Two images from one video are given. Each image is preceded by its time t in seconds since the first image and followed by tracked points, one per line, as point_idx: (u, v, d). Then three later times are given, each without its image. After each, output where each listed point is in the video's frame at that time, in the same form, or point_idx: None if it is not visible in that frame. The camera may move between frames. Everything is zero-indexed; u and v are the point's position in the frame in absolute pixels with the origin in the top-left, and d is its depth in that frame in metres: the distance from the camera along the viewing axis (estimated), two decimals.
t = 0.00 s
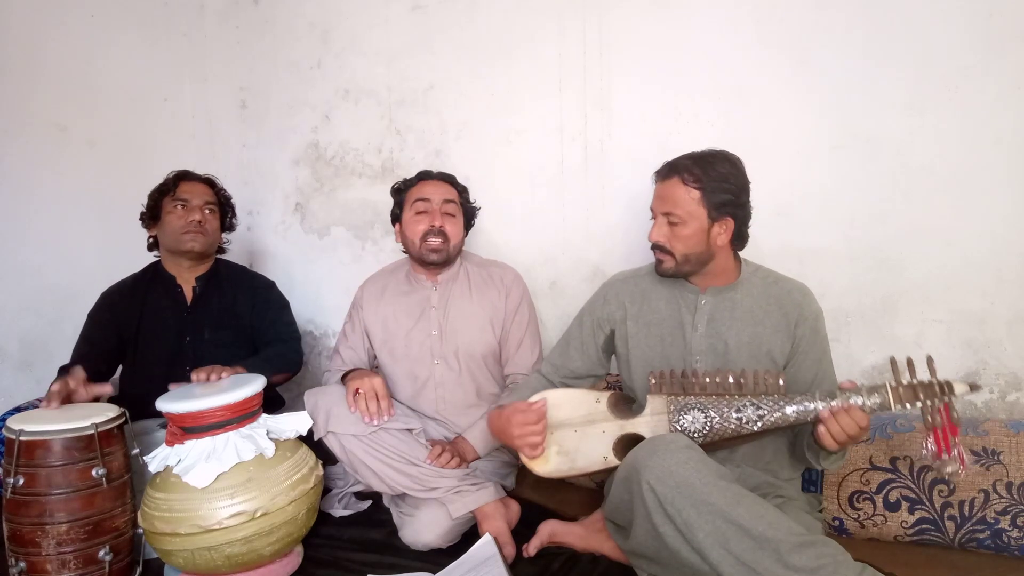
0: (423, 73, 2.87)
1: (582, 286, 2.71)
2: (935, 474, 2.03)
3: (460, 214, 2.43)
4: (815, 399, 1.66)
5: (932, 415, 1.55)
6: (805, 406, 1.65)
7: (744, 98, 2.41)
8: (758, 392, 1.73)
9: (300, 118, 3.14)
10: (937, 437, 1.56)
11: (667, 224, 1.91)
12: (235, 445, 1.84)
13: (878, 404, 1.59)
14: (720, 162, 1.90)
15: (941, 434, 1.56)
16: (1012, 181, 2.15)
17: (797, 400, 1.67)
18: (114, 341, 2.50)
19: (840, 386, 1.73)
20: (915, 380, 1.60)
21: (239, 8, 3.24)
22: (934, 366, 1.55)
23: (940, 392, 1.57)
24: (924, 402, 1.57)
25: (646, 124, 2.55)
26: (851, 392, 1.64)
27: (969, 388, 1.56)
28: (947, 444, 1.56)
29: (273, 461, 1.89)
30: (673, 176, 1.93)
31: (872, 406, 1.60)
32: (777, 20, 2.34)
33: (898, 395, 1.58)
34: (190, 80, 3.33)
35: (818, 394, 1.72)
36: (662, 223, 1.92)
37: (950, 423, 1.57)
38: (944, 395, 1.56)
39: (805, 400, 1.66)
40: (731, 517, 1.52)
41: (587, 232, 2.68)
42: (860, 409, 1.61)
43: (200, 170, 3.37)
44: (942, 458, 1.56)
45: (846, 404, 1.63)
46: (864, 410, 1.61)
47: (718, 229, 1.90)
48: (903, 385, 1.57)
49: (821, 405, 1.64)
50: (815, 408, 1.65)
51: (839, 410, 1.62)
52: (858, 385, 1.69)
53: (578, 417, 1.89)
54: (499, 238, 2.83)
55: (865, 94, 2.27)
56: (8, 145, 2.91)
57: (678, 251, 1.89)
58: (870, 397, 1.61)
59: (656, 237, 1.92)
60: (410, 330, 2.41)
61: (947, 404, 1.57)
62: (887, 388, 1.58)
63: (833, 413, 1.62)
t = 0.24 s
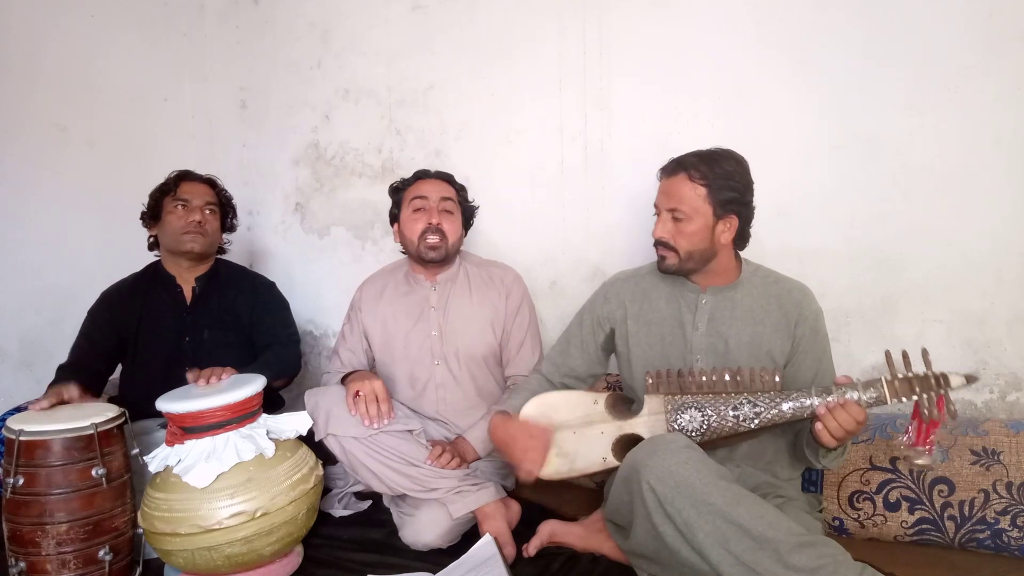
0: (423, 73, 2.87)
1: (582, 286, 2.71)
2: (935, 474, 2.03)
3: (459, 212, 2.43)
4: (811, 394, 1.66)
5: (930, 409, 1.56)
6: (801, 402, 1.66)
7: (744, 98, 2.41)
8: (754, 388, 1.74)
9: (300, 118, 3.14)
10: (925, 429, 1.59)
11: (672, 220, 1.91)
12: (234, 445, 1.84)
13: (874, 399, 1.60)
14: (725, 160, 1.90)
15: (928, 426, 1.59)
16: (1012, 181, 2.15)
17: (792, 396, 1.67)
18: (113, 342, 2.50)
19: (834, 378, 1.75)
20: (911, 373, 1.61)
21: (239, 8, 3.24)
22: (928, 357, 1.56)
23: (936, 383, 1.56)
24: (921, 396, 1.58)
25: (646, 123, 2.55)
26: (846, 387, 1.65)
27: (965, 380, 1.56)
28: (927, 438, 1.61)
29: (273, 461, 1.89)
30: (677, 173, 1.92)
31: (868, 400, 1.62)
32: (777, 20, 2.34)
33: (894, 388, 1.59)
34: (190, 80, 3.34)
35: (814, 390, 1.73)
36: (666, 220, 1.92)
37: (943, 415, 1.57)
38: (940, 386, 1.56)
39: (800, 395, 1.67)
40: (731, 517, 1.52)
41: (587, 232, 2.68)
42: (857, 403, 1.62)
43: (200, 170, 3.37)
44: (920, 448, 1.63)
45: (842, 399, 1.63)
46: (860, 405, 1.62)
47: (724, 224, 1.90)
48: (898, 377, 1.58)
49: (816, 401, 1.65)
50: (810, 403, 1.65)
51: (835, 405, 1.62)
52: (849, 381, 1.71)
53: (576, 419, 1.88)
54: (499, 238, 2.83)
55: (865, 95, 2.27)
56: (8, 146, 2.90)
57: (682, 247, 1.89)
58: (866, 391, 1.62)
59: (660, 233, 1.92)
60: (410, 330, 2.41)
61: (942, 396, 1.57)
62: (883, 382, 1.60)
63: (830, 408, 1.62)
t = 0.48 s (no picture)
0: (423, 73, 2.87)
1: (582, 286, 2.71)
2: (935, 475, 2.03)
3: (456, 213, 2.43)
4: (819, 406, 1.65)
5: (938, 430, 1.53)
6: (808, 414, 1.65)
7: (744, 98, 2.41)
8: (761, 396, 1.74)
9: (300, 118, 3.14)
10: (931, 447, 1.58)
11: (671, 222, 1.91)
12: (235, 445, 1.84)
13: (883, 416, 1.58)
14: (724, 160, 1.91)
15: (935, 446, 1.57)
16: (1012, 181, 2.15)
17: (800, 407, 1.66)
18: (111, 343, 2.50)
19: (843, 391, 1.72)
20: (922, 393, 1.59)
21: (239, 8, 3.24)
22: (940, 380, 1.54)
23: (946, 405, 1.55)
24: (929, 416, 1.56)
25: (646, 123, 2.55)
26: (855, 402, 1.63)
27: (976, 403, 1.54)
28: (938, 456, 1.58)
29: (273, 461, 1.89)
30: (677, 175, 1.92)
31: (875, 417, 1.60)
32: (777, 20, 2.34)
33: (903, 407, 1.57)
34: (190, 80, 3.33)
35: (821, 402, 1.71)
36: (667, 221, 1.92)
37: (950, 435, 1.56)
38: (950, 409, 1.54)
39: (808, 407, 1.66)
40: (731, 517, 1.52)
41: (587, 232, 2.68)
42: (864, 419, 1.60)
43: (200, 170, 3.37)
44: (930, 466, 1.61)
45: (849, 414, 1.62)
46: (868, 420, 1.61)
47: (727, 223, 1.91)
48: (908, 397, 1.56)
49: (825, 414, 1.64)
50: (818, 415, 1.64)
51: (843, 421, 1.61)
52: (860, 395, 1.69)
53: (581, 414, 1.89)
54: (499, 238, 2.83)
55: (865, 95, 2.27)
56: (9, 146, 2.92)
57: (682, 248, 1.89)
58: (874, 408, 1.60)
59: (661, 234, 1.92)
60: (409, 333, 2.41)
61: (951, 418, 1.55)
62: (892, 400, 1.58)
63: (837, 424, 1.61)
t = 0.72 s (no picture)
0: (423, 73, 2.87)
1: (583, 287, 2.71)
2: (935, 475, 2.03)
3: (456, 214, 2.42)
4: (812, 396, 1.66)
5: (932, 410, 1.54)
6: (802, 403, 1.66)
7: (744, 98, 2.41)
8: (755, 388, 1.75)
9: (300, 118, 3.14)
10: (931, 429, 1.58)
11: (695, 212, 1.89)
12: (234, 445, 1.84)
13: (877, 400, 1.58)
14: (736, 156, 1.93)
15: (942, 429, 1.56)
16: (1012, 181, 2.15)
17: (795, 397, 1.67)
18: (111, 343, 2.51)
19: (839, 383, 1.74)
20: (913, 375, 1.60)
21: (239, 8, 3.23)
22: (931, 360, 1.56)
23: (938, 386, 1.56)
24: (923, 398, 1.57)
25: (646, 123, 2.55)
26: (849, 389, 1.63)
27: (968, 382, 1.55)
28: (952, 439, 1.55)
29: (273, 461, 1.89)
30: (704, 168, 1.91)
31: (870, 402, 1.60)
32: (777, 21, 2.34)
33: (896, 390, 1.58)
34: (190, 80, 3.31)
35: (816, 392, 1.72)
36: (692, 214, 1.90)
37: (951, 414, 1.55)
38: (943, 389, 1.55)
39: (803, 396, 1.66)
40: (731, 516, 1.52)
41: (587, 232, 2.68)
42: (859, 405, 1.61)
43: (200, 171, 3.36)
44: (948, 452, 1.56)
45: (845, 400, 1.62)
46: (863, 406, 1.61)
47: (746, 218, 1.94)
48: (901, 379, 1.57)
49: (819, 402, 1.64)
50: (812, 404, 1.65)
51: (839, 407, 1.61)
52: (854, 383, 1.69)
53: (577, 418, 1.88)
54: (499, 238, 2.83)
55: (866, 95, 2.27)
56: (8, 145, 2.94)
57: (704, 241, 1.88)
58: (869, 393, 1.60)
59: (687, 227, 1.89)
60: (409, 334, 2.41)
61: (945, 399, 1.56)
62: (886, 383, 1.59)
63: (833, 410, 1.62)
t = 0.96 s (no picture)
0: (423, 73, 2.87)
1: (582, 287, 2.71)
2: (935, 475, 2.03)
3: (457, 216, 2.42)
4: (819, 405, 1.65)
5: (940, 430, 1.52)
6: (809, 412, 1.65)
7: (744, 98, 2.41)
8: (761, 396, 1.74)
9: (300, 118, 3.14)
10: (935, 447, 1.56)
11: (714, 209, 1.89)
12: (235, 445, 1.84)
13: (883, 415, 1.57)
14: (742, 159, 1.98)
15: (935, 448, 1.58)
16: (1012, 180, 2.15)
17: (802, 406, 1.66)
18: (111, 343, 2.51)
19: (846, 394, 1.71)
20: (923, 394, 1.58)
21: (239, 8, 3.23)
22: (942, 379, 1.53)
23: (948, 406, 1.53)
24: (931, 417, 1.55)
25: (646, 123, 2.55)
26: (856, 402, 1.62)
27: (979, 403, 1.52)
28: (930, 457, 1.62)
29: (273, 461, 1.89)
30: (724, 167, 1.93)
31: (876, 416, 1.59)
32: (777, 21, 2.34)
33: (904, 406, 1.57)
34: (190, 80, 3.32)
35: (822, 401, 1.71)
36: (710, 211, 1.89)
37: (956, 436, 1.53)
38: (952, 409, 1.53)
39: (810, 406, 1.66)
40: (731, 515, 1.52)
41: (587, 232, 2.68)
42: (864, 419, 1.60)
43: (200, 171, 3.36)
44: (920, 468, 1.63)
45: (850, 414, 1.61)
46: (869, 420, 1.60)
47: (751, 220, 1.99)
48: (909, 397, 1.56)
49: (826, 413, 1.63)
50: (819, 414, 1.64)
51: (844, 420, 1.61)
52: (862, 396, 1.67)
53: (584, 411, 1.89)
54: (499, 238, 2.83)
55: (866, 95, 2.27)
56: (9, 145, 2.95)
57: (720, 239, 1.88)
58: (875, 407, 1.59)
59: (706, 224, 1.88)
60: (410, 335, 2.41)
61: (954, 417, 1.54)
62: (893, 400, 1.57)
63: (837, 423, 1.61)
